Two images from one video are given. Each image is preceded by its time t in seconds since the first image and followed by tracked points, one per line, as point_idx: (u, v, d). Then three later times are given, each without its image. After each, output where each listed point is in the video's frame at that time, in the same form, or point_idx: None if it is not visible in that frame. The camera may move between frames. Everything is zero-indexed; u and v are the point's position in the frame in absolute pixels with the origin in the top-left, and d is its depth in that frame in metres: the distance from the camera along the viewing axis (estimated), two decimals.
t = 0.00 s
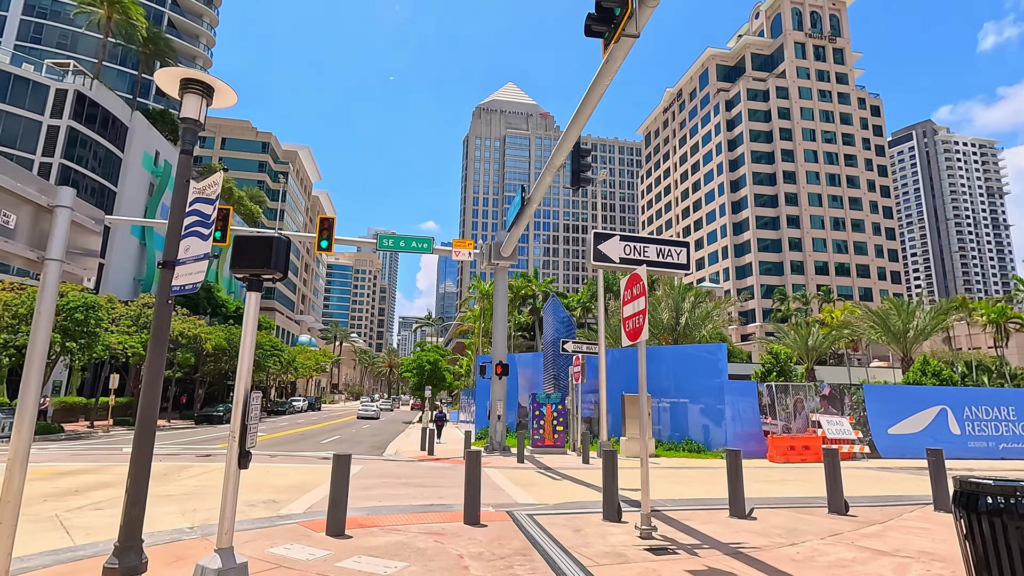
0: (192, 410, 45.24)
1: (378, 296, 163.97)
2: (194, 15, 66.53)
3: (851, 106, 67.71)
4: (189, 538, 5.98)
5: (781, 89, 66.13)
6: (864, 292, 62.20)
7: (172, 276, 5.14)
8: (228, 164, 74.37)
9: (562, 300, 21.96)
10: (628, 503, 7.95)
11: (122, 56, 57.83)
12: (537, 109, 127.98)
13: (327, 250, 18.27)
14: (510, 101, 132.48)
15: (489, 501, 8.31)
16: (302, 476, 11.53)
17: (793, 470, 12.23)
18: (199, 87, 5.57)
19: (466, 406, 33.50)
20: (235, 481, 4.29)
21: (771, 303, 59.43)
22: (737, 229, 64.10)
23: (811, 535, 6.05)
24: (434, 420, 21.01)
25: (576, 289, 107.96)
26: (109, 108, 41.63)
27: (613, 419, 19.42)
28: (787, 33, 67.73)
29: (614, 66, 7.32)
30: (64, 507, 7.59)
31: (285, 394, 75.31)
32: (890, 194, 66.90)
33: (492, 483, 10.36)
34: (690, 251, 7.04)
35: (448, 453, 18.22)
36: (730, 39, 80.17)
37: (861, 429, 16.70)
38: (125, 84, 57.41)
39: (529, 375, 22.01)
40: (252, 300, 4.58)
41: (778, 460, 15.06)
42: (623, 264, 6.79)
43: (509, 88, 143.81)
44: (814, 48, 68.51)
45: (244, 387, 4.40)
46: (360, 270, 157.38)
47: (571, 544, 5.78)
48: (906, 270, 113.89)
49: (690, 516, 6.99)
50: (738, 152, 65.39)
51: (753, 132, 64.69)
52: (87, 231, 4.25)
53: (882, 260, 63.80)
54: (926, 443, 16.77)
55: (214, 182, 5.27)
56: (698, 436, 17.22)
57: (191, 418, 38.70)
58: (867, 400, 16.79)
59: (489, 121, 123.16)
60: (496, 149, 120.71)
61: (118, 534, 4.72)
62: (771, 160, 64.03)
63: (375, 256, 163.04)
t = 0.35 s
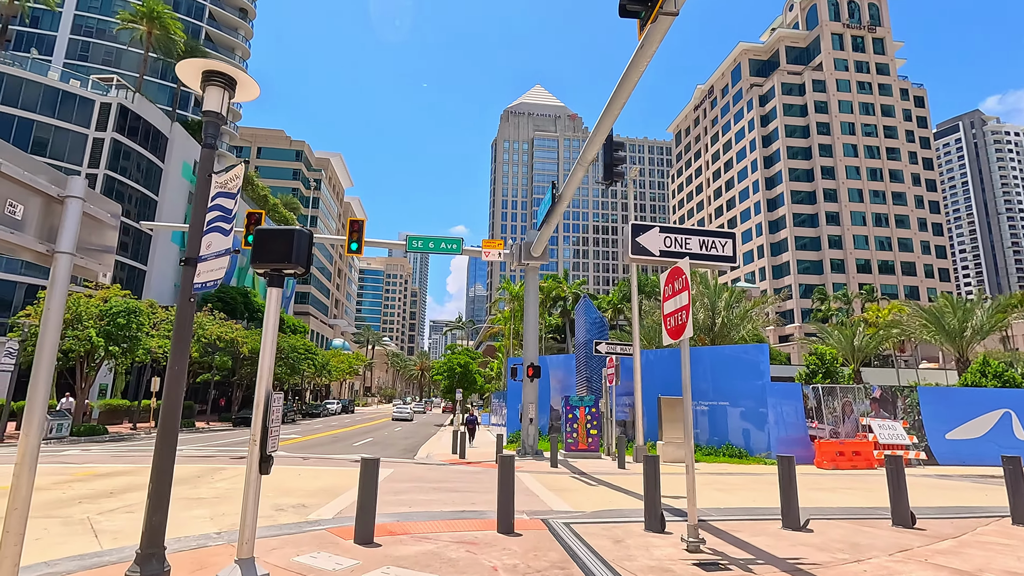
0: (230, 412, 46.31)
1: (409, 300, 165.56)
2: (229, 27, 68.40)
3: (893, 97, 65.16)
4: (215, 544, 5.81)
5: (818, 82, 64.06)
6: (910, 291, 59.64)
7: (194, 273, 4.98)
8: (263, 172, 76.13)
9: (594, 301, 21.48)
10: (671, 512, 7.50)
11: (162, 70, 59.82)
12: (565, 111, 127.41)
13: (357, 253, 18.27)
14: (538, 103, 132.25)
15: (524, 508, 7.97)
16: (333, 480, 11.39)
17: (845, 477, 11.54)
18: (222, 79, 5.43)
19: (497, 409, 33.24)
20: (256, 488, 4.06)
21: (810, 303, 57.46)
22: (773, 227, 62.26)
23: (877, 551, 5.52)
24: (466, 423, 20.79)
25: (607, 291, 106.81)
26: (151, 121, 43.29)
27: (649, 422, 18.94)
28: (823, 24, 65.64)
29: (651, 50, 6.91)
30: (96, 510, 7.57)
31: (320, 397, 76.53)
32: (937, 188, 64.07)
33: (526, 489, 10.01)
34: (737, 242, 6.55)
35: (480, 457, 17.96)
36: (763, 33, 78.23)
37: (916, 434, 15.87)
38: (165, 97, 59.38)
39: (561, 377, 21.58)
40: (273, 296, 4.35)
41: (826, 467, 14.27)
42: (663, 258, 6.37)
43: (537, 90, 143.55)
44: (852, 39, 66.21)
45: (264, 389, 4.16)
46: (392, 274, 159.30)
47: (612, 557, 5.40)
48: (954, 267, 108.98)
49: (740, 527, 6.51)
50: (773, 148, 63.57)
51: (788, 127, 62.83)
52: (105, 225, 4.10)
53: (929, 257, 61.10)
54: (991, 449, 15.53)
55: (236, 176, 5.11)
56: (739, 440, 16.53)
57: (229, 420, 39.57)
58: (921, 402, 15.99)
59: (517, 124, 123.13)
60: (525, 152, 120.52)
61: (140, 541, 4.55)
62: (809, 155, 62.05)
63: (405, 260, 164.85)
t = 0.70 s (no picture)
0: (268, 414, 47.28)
1: (441, 303, 166.55)
2: (264, 38, 70.04)
3: (940, 84, 62.31)
4: (241, 553, 5.61)
5: (859, 72, 61.65)
6: (962, 287, 56.83)
7: (216, 271, 4.79)
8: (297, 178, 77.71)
9: (628, 300, 20.97)
10: (720, 524, 7.00)
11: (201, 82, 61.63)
12: (594, 110, 126.28)
13: (387, 254, 18.20)
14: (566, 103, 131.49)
15: (561, 516, 7.61)
16: (365, 483, 11.24)
17: (905, 485, 10.80)
18: (242, 70, 5.23)
19: (530, 411, 32.93)
20: (275, 498, 3.79)
21: (853, 301, 55.32)
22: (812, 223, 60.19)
23: (959, 572, 4.97)
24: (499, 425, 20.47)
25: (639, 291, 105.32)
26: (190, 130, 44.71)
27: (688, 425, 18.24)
28: (863, 11, 63.26)
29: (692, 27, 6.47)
30: (127, 514, 7.52)
31: (355, 399, 77.56)
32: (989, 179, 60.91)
33: (562, 495, 9.60)
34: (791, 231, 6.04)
35: (513, 460, 17.61)
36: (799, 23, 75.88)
37: (979, 438, 14.78)
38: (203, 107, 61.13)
39: (595, 379, 21.08)
40: (292, 291, 4.10)
41: (881, 474, 13.44)
42: (709, 249, 5.92)
43: (565, 90, 142.81)
44: (895, 25, 63.58)
45: (284, 391, 3.90)
46: (423, 277, 160.64)
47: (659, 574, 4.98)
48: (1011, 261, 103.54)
49: (798, 542, 6.00)
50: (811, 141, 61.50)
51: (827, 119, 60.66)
52: (120, 218, 3.91)
53: (982, 252, 58.13)
54: None
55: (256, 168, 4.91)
56: (783, 444, 15.80)
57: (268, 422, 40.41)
58: (984, 405, 14.90)
59: (546, 125, 122.67)
60: (554, 153, 119.95)
61: (160, 552, 4.36)
62: (850, 147, 59.80)
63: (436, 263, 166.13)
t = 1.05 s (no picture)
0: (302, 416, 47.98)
1: (470, 306, 167.03)
2: (295, 47, 71.46)
3: (989, 72, 59.40)
4: (261, 559, 5.41)
5: (900, 62, 59.21)
6: (1016, 284, 53.96)
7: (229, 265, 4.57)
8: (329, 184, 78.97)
9: (661, 300, 20.40)
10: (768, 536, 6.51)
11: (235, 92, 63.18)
12: (622, 109, 124.87)
13: (415, 255, 18.04)
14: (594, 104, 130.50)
15: (595, 525, 7.23)
16: (393, 487, 11.02)
17: (967, 494, 10.04)
18: (256, 56, 5.04)
19: (560, 414, 32.45)
20: (288, 504, 3.53)
21: (898, 300, 53.07)
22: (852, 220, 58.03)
23: None
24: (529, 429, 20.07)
25: (671, 292, 103.57)
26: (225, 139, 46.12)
27: (727, 428, 17.53)
28: None
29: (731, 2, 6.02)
30: (153, 516, 7.43)
31: (386, 401, 78.26)
32: None
33: (597, 502, 9.16)
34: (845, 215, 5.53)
35: (544, 463, 17.20)
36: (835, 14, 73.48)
37: None
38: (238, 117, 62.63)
39: (627, 381, 20.49)
40: (305, 284, 3.84)
41: (939, 481, 12.53)
42: (753, 237, 5.46)
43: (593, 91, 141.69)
44: (939, 11, 60.90)
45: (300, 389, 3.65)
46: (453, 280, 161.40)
47: None
48: None
49: (857, 557, 5.49)
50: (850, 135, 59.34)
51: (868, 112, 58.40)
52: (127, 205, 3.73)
53: None
54: None
55: (269, 158, 4.67)
56: (828, 449, 15.01)
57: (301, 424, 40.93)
58: None
59: (574, 126, 121.93)
60: (582, 154, 119.12)
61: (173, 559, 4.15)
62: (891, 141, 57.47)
63: (466, 266, 166.85)
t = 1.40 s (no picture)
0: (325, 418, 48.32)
1: (491, 308, 166.83)
2: (316, 53, 72.22)
3: None
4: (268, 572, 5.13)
5: (932, 52, 57.25)
6: None
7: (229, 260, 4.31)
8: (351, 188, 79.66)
9: (686, 299, 19.85)
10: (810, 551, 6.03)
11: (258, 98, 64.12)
12: (643, 108, 123.53)
13: (433, 256, 17.77)
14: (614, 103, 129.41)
15: (622, 536, 6.83)
16: (412, 492, 10.72)
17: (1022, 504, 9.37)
18: (258, 42, 4.79)
19: (583, 417, 31.92)
20: (284, 518, 3.22)
21: (933, 298, 51.23)
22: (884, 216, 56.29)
23: None
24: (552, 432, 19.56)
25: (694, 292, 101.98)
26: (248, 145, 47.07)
27: (756, 432, 16.90)
28: None
29: None
30: (163, 523, 7.24)
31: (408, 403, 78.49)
32: None
33: (624, 510, 8.73)
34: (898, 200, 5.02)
35: (567, 468, 16.76)
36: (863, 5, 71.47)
37: None
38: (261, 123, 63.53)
39: (651, 383, 19.91)
40: (304, 279, 3.54)
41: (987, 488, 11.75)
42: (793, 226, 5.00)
43: (613, 90, 140.62)
44: None
45: (298, 392, 3.33)
46: (474, 282, 161.70)
47: None
48: None
49: None
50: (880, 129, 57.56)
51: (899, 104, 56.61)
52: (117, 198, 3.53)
53: None
54: None
55: (270, 146, 4.38)
56: (865, 454, 14.29)
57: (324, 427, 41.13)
58: None
59: (594, 126, 121.05)
60: (603, 154, 118.19)
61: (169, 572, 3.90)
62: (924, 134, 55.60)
63: (487, 268, 167.02)
